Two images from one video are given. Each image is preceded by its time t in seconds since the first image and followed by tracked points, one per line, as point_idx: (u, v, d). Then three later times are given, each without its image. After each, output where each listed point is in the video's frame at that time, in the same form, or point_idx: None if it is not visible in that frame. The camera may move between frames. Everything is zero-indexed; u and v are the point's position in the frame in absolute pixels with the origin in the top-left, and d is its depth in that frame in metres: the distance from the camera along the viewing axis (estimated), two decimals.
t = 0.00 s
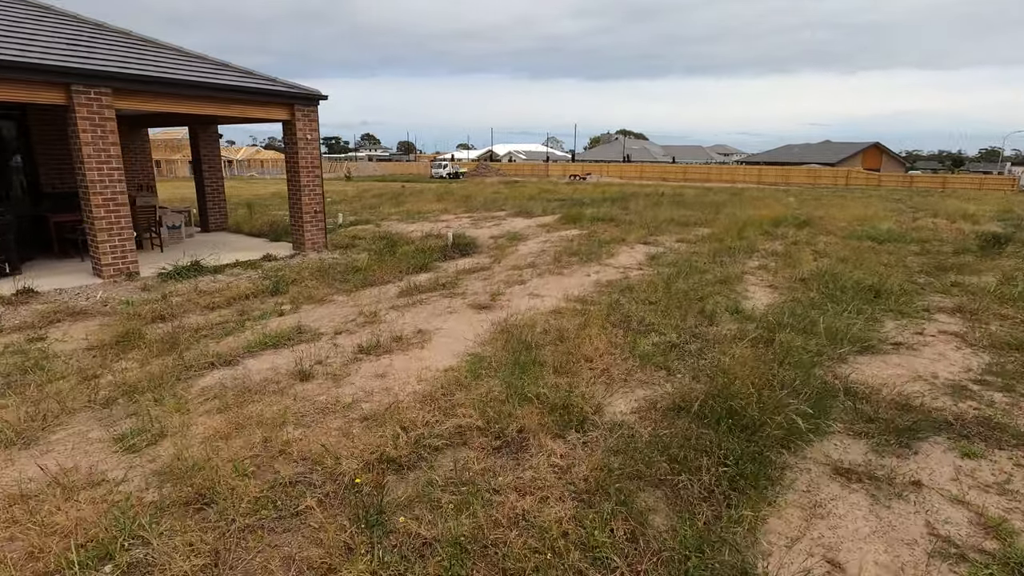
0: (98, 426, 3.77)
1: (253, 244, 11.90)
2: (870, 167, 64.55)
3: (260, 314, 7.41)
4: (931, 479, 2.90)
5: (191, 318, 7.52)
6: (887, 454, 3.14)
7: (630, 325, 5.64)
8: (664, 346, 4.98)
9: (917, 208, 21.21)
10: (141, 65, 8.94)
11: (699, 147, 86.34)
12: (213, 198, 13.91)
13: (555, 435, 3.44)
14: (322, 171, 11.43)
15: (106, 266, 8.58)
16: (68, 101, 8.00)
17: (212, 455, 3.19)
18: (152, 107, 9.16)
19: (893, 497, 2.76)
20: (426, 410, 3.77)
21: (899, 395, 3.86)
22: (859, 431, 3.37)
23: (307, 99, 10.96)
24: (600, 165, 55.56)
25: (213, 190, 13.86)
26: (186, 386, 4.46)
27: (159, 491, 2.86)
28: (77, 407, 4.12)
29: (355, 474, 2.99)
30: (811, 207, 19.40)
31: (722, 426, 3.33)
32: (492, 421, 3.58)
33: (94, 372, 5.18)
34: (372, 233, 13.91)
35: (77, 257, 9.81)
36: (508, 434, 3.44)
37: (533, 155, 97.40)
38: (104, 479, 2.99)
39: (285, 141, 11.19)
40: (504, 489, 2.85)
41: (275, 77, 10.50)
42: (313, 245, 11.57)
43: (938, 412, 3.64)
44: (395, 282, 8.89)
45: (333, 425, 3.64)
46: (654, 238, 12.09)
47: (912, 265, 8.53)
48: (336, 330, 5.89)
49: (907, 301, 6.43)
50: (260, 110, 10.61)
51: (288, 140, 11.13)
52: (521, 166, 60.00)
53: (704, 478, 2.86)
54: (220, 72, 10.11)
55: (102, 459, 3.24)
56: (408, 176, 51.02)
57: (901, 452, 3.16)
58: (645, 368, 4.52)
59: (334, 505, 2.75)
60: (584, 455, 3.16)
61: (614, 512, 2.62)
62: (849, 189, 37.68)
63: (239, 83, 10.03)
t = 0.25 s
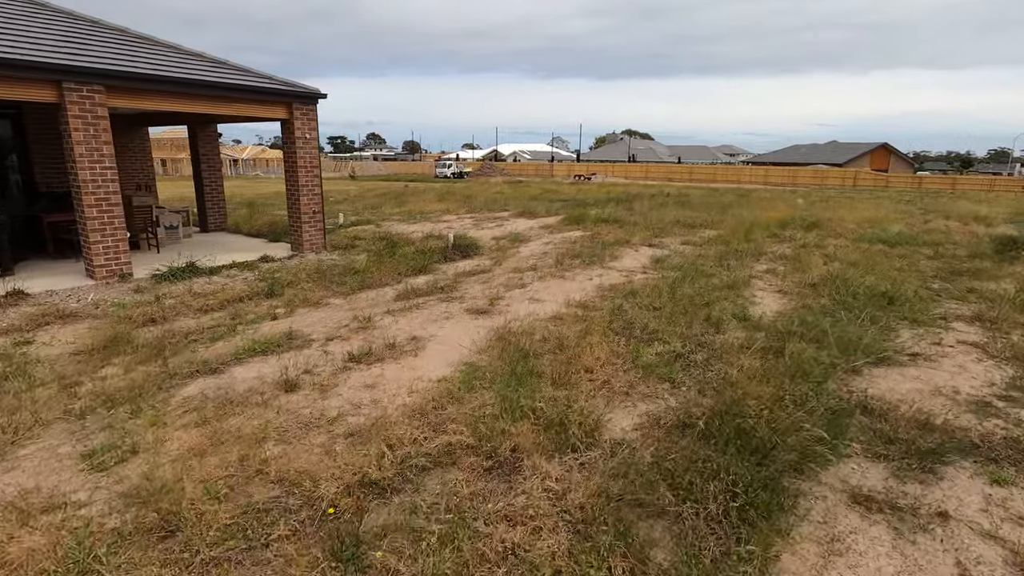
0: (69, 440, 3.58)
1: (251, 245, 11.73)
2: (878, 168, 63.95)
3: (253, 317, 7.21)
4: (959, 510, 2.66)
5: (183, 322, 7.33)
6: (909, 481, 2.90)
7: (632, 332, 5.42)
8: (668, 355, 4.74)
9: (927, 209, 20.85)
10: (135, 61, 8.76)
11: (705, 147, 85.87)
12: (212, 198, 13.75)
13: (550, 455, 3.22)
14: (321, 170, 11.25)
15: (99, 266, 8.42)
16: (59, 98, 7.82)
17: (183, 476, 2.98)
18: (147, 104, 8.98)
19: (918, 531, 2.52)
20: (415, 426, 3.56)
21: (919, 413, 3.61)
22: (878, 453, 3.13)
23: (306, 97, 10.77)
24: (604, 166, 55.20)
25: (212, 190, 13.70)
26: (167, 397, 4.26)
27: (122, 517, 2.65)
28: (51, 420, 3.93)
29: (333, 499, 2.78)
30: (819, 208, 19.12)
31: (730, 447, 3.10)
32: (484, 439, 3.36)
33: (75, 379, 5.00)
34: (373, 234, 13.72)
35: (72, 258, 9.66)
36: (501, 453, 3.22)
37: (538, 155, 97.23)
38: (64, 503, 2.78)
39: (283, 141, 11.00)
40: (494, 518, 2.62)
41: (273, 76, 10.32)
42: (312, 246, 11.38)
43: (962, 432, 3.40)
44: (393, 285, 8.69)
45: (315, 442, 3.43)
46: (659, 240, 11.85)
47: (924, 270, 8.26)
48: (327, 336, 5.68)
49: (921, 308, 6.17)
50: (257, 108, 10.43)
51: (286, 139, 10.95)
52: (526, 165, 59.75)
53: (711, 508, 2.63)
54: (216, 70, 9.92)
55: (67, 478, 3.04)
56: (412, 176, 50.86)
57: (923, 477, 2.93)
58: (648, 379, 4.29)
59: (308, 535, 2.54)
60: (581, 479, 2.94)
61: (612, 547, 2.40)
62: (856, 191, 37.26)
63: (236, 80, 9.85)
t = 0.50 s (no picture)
0: (30, 454, 3.36)
1: (247, 245, 11.54)
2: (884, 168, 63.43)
3: (242, 320, 7.01)
4: (988, 539, 2.41)
5: (171, 325, 7.12)
6: (931, 505, 2.65)
7: (632, 337, 5.18)
8: (669, 363, 4.50)
9: (936, 209, 20.50)
10: (125, 57, 8.55)
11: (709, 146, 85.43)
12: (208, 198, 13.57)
13: (540, 473, 2.98)
14: (317, 169, 11.04)
15: (87, 267, 8.23)
16: (45, 95, 7.63)
17: (142, 496, 2.76)
18: (137, 102, 8.78)
19: (944, 564, 2.27)
20: (398, 440, 3.33)
21: (938, 426, 3.37)
22: (895, 472, 2.88)
23: (301, 94, 10.57)
24: (607, 165, 54.87)
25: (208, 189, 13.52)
26: (141, 406, 4.05)
27: (70, 545, 2.43)
28: (15, 431, 3.71)
29: (302, 525, 2.55)
30: (824, 208, 18.84)
31: (734, 467, 2.86)
32: (470, 455, 3.13)
33: (49, 386, 4.78)
34: (371, 234, 13.51)
35: (63, 258, 9.48)
36: (487, 471, 2.99)
37: (541, 155, 96.95)
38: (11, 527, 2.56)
39: (278, 139, 10.80)
40: (475, 548, 2.39)
41: (267, 72, 10.10)
42: (307, 246, 11.18)
43: (986, 449, 3.14)
44: (388, 286, 8.48)
45: (290, 457, 3.21)
46: (661, 240, 11.60)
47: (936, 272, 8.00)
48: (315, 340, 5.47)
49: (935, 312, 5.91)
50: (251, 106, 10.23)
51: (281, 137, 10.75)
52: (529, 165, 59.49)
53: (714, 537, 2.39)
54: (209, 66, 9.71)
55: (21, 497, 2.82)
56: (415, 176, 50.66)
57: (947, 501, 2.67)
58: (648, 389, 4.05)
59: (270, 567, 2.31)
60: (573, 501, 2.70)
61: None
62: (862, 190, 36.86)
63: (229, 77, 9.65)
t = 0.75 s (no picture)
0: None
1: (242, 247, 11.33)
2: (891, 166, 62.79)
3: (230, 326, 6.79)
4: None
5: (156, 331, 6.90)
6: (958, 544, 2.38)
7: (631, 347, 4.92)
8: (669, 376, 4.23)
9: (945, 209, 20.09)
10: (113, 56, 8.35)
11: (714, 145, 84.85)
12: (204, 199, 13.38)
13: (525, 504, 2.73)
14: (311, 170, 10.82)
15: (74, 271, 8.04)
16: (29, 95, 7.43)
17: (90, 531, 2.52)
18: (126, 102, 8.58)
19: None
20: (374, 464, 3.08)
21: (961, 449, 3.09)
22: (916, 504, 2.61)
23: (295, 94, 10.35)
24: (611, 164, 54.48)
25: (204, 190, 13.33)
26: (108, 422, 3.82)
27: None
28: None
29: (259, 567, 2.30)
30: (831, 208, 18.49)
31: (737, 499, 2.60)
32: (450, 482, 2.88)
33: (20, 398, 4.56)
34: (368, 235, 13.29)
35: (52, 262, 9.27)
36: (468, 502, 2.73)
37: (545, 154, 96.64)
38: None
39: (272, 139, 10.59)
40: None
41: (260, 71, 9.87)
42: (302, 249, 10.96)
43: (1016, 477, 2.86)
44: (382, 290, 8.24)
45: (257, 483, 2.97)
46: (664, 241, 11.32)
47: (949, 275, 7.69)
48: (300, 349, 5.23)
49: (951, 318, 5.62)
50: (244, 105, 10.02)
51: (275, 137, 10.53)
52: (532, 164, 59.20)
53: None
54: (201, 65, 9.50)
55: None
56: (418, 176, 50.47)
57: (976, 540, 2.40)
58: (646, 405, 3.79)
59: None
60: (559, 539, 2.45)
61: None
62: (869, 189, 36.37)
63: (221, 76, 9.43)
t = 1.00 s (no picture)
0: None
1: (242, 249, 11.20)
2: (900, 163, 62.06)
3: (225, 331, 6.63)
4: None
5: (150, 337, 6.75)
6: None
7: (635, 355, 4.71)
8: (675, 388, 4.03)
9: (958, 207, 19.69)
10: (107, 56, 8.20)
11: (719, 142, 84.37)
12: (205, 200, 13.25)
13: (520, 534, 2.54)
14: (311, 171, 10.67)
15: (69, 275, 7.91)
16: (22, 97, 7.29)
17: (52, 565, 2.35)
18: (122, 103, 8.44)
19: None
20: (360, 487, 2.89)
21: (991, 471, 2.87)
22: (946, 536, 2.40)
23: (295, 94, 10.19)
24: (617, 163, 54.12)
25: (205, 191, 13.21)
26: (88, 437, 3.65)
27: None
28: None
29: None
30: (841, 206, 18.16)
31: (750, 532, 2.40)
32: (440, 508, 2.69)
33: (2, 410, 4.40)
34: (370, 236, 13.12)
35: (47, 265, 9.16)
36: (459, 532, 2.54)
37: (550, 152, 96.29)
38: None
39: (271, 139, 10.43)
40: None
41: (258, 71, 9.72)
42: (302, 251, 10.81)
43: None
44: (381, 294, 8.06)
45: (236, 508, 2.78)
46: (671, 242, 11.08)
47: (966, 277, 7.42)
48: (292, 357, 5.05)
49: (971, 324, 5.37)
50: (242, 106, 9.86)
51: (274, 138, 10.38)
52: (537, 163, 58.93)
53: None
54: (198, 65, 9.35)
55: None
56: (422, 175, 50.32)
57: None
58: (651, 421, 3.58)
59: None
60: None
61: None
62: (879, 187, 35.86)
63: (218, 76, 9.28)
